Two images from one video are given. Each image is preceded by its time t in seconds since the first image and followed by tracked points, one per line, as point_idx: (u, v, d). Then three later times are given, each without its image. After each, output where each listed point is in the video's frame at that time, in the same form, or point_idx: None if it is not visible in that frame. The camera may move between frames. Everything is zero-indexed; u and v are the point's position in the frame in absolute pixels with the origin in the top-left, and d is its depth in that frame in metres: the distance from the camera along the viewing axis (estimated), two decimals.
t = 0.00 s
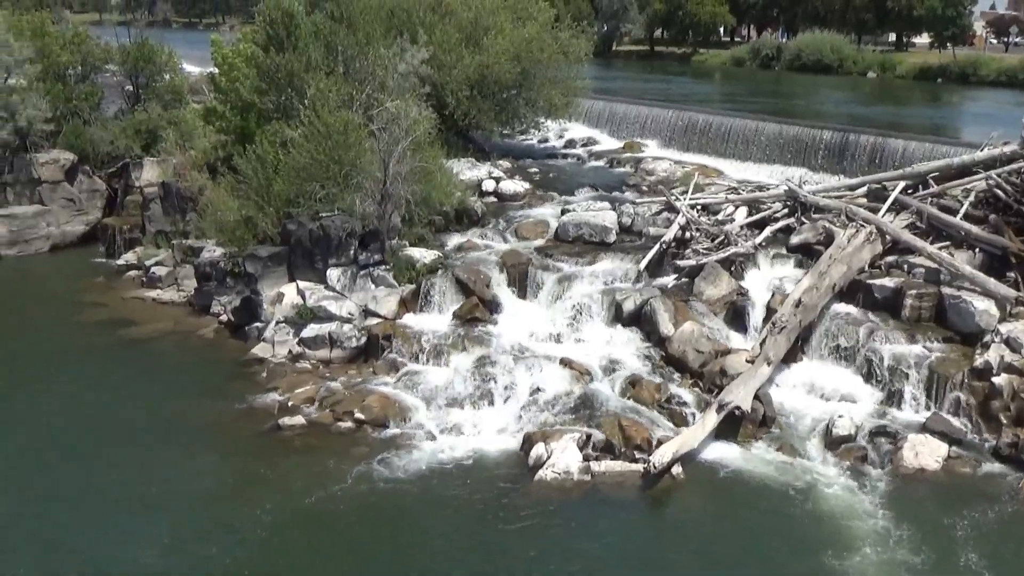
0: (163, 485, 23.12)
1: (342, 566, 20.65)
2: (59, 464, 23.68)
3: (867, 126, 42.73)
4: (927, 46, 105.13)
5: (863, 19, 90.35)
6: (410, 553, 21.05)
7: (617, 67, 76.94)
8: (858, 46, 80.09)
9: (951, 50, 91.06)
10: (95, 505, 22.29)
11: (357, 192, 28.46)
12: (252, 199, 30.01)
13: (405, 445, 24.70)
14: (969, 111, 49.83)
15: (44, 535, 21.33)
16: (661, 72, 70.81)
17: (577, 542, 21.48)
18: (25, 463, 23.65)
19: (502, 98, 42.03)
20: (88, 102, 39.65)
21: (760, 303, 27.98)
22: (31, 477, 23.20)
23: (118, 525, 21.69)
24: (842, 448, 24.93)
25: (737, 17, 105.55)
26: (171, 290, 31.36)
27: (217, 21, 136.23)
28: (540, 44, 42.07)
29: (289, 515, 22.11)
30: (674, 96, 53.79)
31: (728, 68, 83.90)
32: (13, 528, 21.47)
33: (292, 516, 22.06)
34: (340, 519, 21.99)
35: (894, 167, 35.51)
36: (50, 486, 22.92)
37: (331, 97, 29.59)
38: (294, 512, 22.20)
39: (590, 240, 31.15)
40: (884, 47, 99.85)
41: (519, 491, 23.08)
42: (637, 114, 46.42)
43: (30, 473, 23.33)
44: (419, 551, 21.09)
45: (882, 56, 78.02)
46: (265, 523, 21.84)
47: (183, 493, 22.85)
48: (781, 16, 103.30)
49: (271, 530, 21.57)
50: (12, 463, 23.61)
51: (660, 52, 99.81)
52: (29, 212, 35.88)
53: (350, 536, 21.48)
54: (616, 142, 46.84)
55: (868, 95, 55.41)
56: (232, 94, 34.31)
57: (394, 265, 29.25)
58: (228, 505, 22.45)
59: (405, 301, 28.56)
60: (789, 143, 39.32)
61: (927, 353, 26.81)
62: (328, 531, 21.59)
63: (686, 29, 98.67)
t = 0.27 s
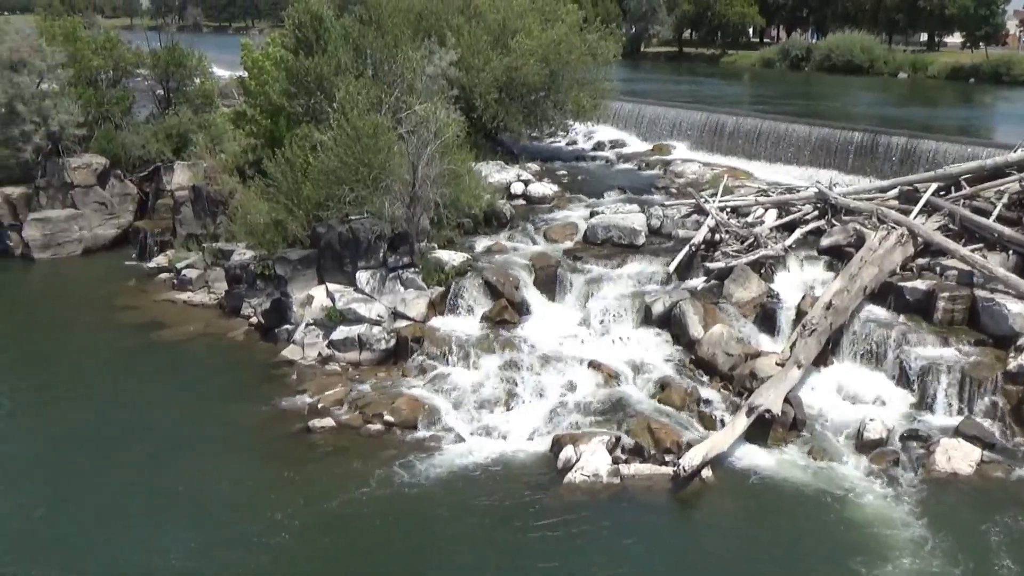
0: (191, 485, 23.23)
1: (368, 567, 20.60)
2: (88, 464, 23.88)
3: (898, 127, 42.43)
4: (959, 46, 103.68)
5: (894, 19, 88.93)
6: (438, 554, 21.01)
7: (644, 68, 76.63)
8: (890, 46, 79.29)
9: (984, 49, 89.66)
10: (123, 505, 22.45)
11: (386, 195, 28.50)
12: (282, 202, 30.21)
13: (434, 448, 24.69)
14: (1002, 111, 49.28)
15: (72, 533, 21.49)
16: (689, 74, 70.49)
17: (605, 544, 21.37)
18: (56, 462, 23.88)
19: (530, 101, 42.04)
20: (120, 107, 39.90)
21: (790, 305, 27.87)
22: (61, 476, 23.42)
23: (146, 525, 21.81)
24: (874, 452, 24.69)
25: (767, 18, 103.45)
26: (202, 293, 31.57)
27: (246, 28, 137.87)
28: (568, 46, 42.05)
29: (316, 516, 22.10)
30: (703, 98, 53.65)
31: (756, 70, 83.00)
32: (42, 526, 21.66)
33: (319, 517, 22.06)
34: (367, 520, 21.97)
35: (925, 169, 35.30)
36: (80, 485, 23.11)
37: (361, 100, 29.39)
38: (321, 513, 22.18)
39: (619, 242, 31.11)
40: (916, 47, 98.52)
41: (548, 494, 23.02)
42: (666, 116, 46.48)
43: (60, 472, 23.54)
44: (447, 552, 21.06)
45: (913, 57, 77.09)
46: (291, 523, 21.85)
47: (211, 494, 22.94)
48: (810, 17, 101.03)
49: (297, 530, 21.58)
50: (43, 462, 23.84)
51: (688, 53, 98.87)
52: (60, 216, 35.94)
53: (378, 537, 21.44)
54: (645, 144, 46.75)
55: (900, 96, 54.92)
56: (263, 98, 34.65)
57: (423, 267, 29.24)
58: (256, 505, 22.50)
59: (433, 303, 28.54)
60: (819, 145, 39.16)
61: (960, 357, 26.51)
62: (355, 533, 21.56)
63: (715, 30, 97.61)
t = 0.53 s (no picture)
0: (221, 488, 23.28)
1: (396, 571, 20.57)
2: (121, 466, 24.06)
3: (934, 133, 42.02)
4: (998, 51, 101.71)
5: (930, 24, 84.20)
6: (469, 560, 20.92)
7: (675, 73, 76.18)
8: (926, 52, 76.92)
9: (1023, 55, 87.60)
10: (154, 506, 22.55)
11: (418, 200, 28.61)
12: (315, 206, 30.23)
13: (467, 453, 24.63)
14: None
15: (103, 533, 21.63)
16: (722, 79, 69.81)
17: (635, 550, 21.27)
18: (89, 463, 24.06)
19: (563, 106, 41.96)
20: (156, 112, 38.95)
21: (824, 312, 27.76)
22: (93, 476, 23.59)
23: (177, 526, 21.89)
24: (909, 461, 24.47)
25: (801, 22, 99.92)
26: (236, 297, 31.70)
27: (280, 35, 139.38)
28: (601, 51, 41.97)
29: (345, 519, 22.12)
30: (737, 103, 53.45)
31: (790, 74, 81.52)
32: (73, 525, 21.80)
33: (348, 520, 22.09)
34: (397, 525, 21.90)
35: (961, 175, 34.98)
36: (112, 486, 23.26)
37: (396, 105, 29.61)
38: (352, 516, 22.21)
39: (652, 248, 31.00)
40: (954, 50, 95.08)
41: (580, 499, 22.94)
42: (699, 121, 46.45)
43: (93, 473, 23.72)
44: (477, 558, 20.96)
45: (950, 63, 74.23)
46: (321, 526, 21.89)
47: (241, 497, 22.98)
48: (845, 22, 97.88)
49: (327, 534, 21.61)
50: (76, 463, 24.03)
51: (722, 57, 97.26)
52: (96, 220, 36.14)
53: (406, 542, 21.41)
54: (677, 150, 46.66)
55: (937, 102, 54.22)
56: (296, 103, 34.78)
57: (456, 272, 29.26)
58: (285, 508, 22.51)
59: (466, 308, 28.55)
60: (853, 150, 38.93)
61: (996, 366, 26.27)
62: (384, 537, 21.55)
63: (749, 36, 94.37)
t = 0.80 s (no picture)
0: (252, 487, 23.33)
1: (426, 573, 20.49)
2: (154, 463, 24.20)
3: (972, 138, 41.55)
4: None
5: (968, 28, 79.94)
6: (501, 564, 20.78)
7: (708, 79, 75.74)
8: (964, 55, 73.52)
9: None
10: (185, 504, 22.65)
11: (453, 204, 28.59)
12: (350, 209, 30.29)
13: (499, 457, 24.56)
14: None
15: (135, 529, 21.74)
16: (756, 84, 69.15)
17: (668, 555, 21.10)
18: (122, 461, 24.24)
19: (598, 110, 42.11)
20: (192, 115, 39.09)
21: (860, 317, 27.52)
22: (127, 473, 23.76)
23: (208, 524, 21.96)
24: (945, 469, 23.95)
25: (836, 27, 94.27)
26: (271, 299, 31.87)
27: (314, 39, 140.13)
28: (636, 55, 41.91)
29: (375, 521, 22.08)
30: (772, 108, 53.18)
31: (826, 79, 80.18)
32: (107, 520, 21.95)
33: (378, 522, 22.05)
34: (428, 528, 21.82)
35: (1001, 181, 34.62)
36: (145, 483, 23.41)
37: (431, 109, 29.72)
38: (382, 518, 22.16)
39: (686, 253, 30.89)
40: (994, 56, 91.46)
41: (612, 504, 22.80)
42: (733, 125, 46.37)
43: (127, 471, 23.87)
44: (509, 561, 20.85)
45: (989, 66, 70.44)
46: (351, 527, 21.87)
47: (272, 497, 23.01)
48: (882, 27, 92.19)
49: (357, 536, 21.59)
50: (111, 460, 24.22)
51: (755, 62, 95.20)
52: (134, 222, 36.33)
53: (436, 544, 21.32)
54: (712, 155, 46.63)
55: (977, 107, 53.48)
56: (331, 108, 34.88)
57: (489, 276, 29.10)
58: (316, 509, 22.52)
59: (499, 312, 28.60)
60: (890, 156, 38.68)
61: None
62: (414, 539, 21.49)
63: (785, 40, 90.83)
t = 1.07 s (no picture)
0: (278, 491, 23.31)
1: None
2: (183, 465, 24.31)
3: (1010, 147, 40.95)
4: None
5: (1008, 37, 77.73)
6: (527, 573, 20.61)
7: (743, 87, 75.33)
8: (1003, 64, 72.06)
9: None
10: (212, 505, 22.72)
11: (485, 212, 28.51)
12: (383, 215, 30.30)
13: (529, 465, 24.45)
14: None
15: (160, 529, 21.81)
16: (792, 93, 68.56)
17: (696, 566, 20.88)
18: (151, 462, 24.39)
19: (632, 118, 41.95)
20: (229, 120, 39.02)
21: (894, 328, 27.25)
22: (156, 474, 23.88)
23: (231, 527, 21.96)
24: (980, 483, 23.53)
25: (873, 35, 91.09)
26: (304, 304, 32.04)
27: (351, 45, 141.34)
28: (671, 63, 41.77)
29: (400, 527, 22.00)
30: (807, 116, 52.92)
31: (862, 87, 79.11)
32: (132, 520, 22.05)
33: (403, 529, 21.95)
34: (453, 537, 21.66)
35: None
36: (173, 484, 23.52)
37: (464, 116, 29.72)
38: (407, 525, 22.07)
39: (718, 262, 30.72)
40: None
41: (641, 514, 22.57)
42: (767, 133, 46.22)
43: (155, 471, 24.01)
44: (535, 571, 20.66)
45: None
46: (376, 533, 21.81)
47: (298, 502, 22.99)
48: (921, 35, 88.91)
49: (382, 542, 21.51)
50: (140, 461, 24.39)
51: (791, 70, 94.09)
52: (170, 227, 36.71)
53: (461, 552, 21.18)
54: (746, 164, 46.63)
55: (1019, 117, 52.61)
56: (366, 114, 35.08)
57: (520, 283, 29.00)
58: (342, 514, 22.47)
59: (531, 319, 28.52)
60: (926, 166, 38.39)
61: None
62: (439, 546, 21.36)
63: (822, 47, 90.14)
